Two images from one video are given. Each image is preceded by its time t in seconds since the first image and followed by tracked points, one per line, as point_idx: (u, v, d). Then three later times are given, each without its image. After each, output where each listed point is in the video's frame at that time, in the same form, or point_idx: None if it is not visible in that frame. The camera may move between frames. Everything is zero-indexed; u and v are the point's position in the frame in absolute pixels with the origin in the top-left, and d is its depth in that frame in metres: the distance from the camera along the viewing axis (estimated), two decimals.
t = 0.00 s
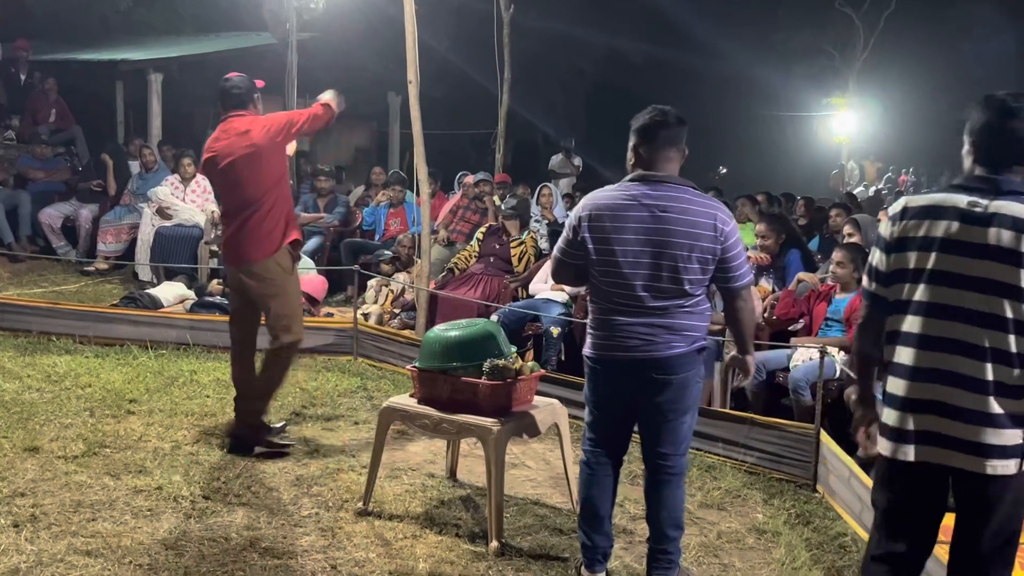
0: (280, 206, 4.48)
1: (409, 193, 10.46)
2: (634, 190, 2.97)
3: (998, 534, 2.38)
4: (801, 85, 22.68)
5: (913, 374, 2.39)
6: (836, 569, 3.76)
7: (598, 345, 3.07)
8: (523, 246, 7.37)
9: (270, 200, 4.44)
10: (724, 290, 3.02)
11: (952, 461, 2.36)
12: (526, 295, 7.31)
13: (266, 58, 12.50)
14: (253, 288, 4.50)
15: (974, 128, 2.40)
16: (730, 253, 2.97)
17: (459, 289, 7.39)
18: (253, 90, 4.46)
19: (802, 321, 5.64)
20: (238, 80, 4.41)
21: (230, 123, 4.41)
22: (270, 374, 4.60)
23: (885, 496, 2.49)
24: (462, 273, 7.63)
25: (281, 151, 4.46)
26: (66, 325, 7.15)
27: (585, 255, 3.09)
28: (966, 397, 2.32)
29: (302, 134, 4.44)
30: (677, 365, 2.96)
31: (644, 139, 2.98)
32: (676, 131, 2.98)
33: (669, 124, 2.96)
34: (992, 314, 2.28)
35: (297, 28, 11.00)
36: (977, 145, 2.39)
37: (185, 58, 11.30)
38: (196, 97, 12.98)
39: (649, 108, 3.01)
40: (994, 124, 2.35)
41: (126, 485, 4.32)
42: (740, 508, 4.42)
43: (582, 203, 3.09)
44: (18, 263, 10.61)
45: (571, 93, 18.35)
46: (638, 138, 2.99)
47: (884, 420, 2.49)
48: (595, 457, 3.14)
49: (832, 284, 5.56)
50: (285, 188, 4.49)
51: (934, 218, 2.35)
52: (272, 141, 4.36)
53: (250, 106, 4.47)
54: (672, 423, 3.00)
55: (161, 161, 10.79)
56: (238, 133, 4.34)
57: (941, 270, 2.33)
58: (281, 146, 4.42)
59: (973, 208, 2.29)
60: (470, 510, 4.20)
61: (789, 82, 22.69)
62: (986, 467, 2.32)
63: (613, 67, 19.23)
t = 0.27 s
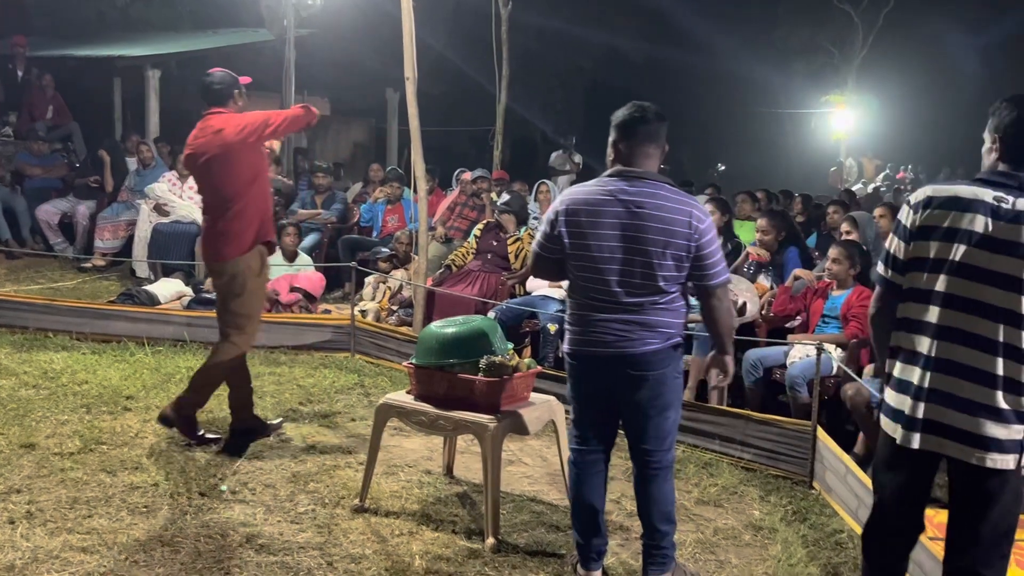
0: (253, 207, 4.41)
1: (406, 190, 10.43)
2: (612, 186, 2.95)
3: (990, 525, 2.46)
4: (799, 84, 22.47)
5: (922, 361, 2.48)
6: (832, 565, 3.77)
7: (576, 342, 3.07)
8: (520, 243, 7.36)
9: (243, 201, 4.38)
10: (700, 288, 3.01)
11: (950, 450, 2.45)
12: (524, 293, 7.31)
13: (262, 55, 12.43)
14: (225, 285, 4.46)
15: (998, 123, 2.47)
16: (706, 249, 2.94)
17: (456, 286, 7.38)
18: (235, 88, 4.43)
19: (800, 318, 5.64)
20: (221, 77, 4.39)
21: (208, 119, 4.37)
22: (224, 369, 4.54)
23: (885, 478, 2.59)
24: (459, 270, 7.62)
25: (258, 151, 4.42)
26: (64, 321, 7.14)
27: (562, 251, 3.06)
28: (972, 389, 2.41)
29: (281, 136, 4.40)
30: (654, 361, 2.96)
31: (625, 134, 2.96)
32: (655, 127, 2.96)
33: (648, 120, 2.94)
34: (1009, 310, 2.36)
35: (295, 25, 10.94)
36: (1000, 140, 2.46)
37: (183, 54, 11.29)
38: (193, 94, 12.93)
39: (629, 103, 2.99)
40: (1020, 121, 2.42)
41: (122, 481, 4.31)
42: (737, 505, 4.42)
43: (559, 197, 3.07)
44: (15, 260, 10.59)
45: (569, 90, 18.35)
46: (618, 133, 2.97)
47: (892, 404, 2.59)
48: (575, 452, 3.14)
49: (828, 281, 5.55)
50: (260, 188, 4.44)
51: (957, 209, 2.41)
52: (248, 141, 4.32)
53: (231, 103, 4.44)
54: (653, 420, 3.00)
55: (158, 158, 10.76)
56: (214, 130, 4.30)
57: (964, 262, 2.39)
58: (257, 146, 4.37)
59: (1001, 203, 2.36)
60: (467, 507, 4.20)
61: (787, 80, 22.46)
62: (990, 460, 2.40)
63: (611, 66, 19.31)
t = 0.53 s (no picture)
0: (223, 207, 4.43)
1: (407, 189, 10.44)
2: (603, 186, 2.96)
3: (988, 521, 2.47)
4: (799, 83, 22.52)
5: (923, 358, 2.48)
6: (832, 564, 3.77)
7: (568, 342, 3.08)
8: (520, 241, 7.39)
9: (213, 201, 4.41)
10: (690, 289, 2.97)
11: (950, 446, 2.46)
12: (524, 291, 7.31)
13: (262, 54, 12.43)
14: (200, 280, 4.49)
15: (996, 122, 2.48)
16: (695, 248, 2.89)
17: (456, 284, 7.38)
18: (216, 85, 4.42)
19: (800, 317, 5.65)
20: (201, 73, 4.38)
21: (186, 116, 4.40)
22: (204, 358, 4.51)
23: (885, 474, 2.59)
24: (460, 268, 7.62)
25: (232, 150, 4.42)
26: (64, 319, 7.14)
27: (554, 250, 3.08)
28: (974, 385, 2.42)
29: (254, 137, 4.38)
30: (644, 363, 2.97)
31: (617, 134, 2.97)
32: (647, 126, 2.97)
33: (640, 120, 2.95)
34: (1009, 306, 2.38)
35: (296, 24, 10.95)
36: (997, 139, 2.47)
37: (184, 53, 11.30)
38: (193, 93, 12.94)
39: (622, 103, 3.00)
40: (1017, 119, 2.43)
41: (123, 480, 4.32)
42: (737, 504, 4.42)
43: (552, 196, 3.09)
44: (15, 259, 10.59)
45: (569, 89, 18.36)
46: (611, 132, 2.98)
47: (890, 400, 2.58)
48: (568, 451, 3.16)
49: (828, 280, 5.56)
50: (232, 188, 4.45)
51: (958, 207, 2.41)
52: (219, 142, 4.33)
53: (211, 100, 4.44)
54: (646, 420, 3.01)
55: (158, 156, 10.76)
56: (187, 129, 4.33)
57: (966, 260, 2.40)
58: (228, 146, 4.37)
59: (1000, 202, 2.37)
60: (467, 506, 4.20)
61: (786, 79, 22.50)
62: (991, 456, 2.42)
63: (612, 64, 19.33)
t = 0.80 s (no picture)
0: (195, 207, 4.40)
1: (408, 187, 10.44)
2: (612, 185, 2.94)
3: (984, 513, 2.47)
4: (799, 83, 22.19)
5: (913, 353, 2.49)
6: (834, 564, 3.77)
7: (577, 342, 3.07)
8: (521, 242, 7.44)
9: (186, 200, 4.38)
10: (702, 286, 2.98)
11: (943, 438, 2.47)
12: (526, 290, 7.31)
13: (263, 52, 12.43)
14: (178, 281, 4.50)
15: (967, 121, 2.50)
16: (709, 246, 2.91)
17: (458, 283, 7.38)
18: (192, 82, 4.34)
19: (802, 315, 5.64)
20: (177, 70, 4.30)
21: (163, 113, 4.35)
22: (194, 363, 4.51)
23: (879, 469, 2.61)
24: (461, 267, 7.62)
25: (206, 149, 4.36)
26: (66, 318, 7.15)
27: (562, 249, 3.08)
28: (961, 377, 2.44)
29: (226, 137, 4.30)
30: (654, 361, 2.96)
31: (625, 132, 2.96)
32: (655, 124, 2.96)
33: (648, 117, 2.94)
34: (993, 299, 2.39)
35: (298, 22, 10.93)
36: (970, 137, 2.48)
37: (186, 50, 11.29)
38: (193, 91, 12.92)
39: (629, 100, 2.99)
40: (987, 117, 2.44)
41: (126, 478, 4.32)
42: (739, 502, 4.42)
43: (561, 195, 3.08)
44: (16, 257, 10.59)
45: (570, 88, 18.34)
46: (618, 130, 2.98)
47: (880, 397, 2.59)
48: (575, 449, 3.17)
49: (831, 279, 5.56)
50: (206, 188, 4.41)
51: (936, 207, 2.43)
52: (191, 142, 4.27)
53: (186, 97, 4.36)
54: (656, 420, 3.01)
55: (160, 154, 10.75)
56: (160, 128, 4.28)
57: (948, 257, 2.42)
58: (201, 146, 4.31)
59: (978, 199, 2.39)
60: (469, 504, 4.20)
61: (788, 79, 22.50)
62: (977, 446, 2.42)
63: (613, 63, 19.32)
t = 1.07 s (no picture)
0: (178, 205, 4.40)
1: (410, 186, 10.45)
2: (630, 185, 2.93)
3: (966, 500, 2.46)
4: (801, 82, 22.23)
5: (889, 346, 2.49)
6: (835, 563, 3.77)
7: (595, 343, 3.07)
8: (523, 239, 7.44)
9: (169, 197, 4.38)
10: (721, 282, 3.00)
11: (923, 428, 2.47)
12: (527, 289, 7.32)
13: (265, 52, 12.45)
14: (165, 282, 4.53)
15: (929, 120, 2.52)
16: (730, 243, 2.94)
17: (459, 282, 7.39)
18: (173, 79, 4.32)
19: (803, 315, 5.64)
20: (158, 67, 4.28)
21: (144, 109, 4.33)
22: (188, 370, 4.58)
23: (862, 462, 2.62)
24: (463, 266, 7.63)
25: (188, 146, 4.34)
26: (68, 316, 7.16)
27: (578, 250, 3.07)
28: (937, 367, 2.43)
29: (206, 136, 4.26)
30: (676, 359, 2.97)
31: (639, 131, 2.95)
32: (670, 122, 2.95)
33: (663, 115, 2.93)
34: (965, 289, 2.39)
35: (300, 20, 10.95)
36: (933, 136, 2.50)
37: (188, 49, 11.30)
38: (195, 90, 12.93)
39: (644, 98, 2.98)
40: (946, 114, 2.46)
41: (127, 476, 4.32)
42: (740, 501, 4.43)
43: (576, 195, 3.07)
44: (18, 256, 10.60)
45: (571, 87, 18.34)
46: (632, 129, 2.96)
47: (860, 391, 2.59)
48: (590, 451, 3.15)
49: (833, 278, 5.57)
50: (188, 185, 4.39)
51: (904, 206, 2.45)
52: (171, 140, 4.23)
53: (167, 93, 4.34)
54: (672, 420, 3.00)
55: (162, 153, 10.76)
56: (141, 125, 4.26)
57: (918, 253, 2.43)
58: (181, 144, 4.28)
59: (943, 195, 2.41)
60: (471, 503, 4.21)
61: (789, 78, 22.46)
62: (955, 432, 2.41)
63: (614, 62, 19.32)
